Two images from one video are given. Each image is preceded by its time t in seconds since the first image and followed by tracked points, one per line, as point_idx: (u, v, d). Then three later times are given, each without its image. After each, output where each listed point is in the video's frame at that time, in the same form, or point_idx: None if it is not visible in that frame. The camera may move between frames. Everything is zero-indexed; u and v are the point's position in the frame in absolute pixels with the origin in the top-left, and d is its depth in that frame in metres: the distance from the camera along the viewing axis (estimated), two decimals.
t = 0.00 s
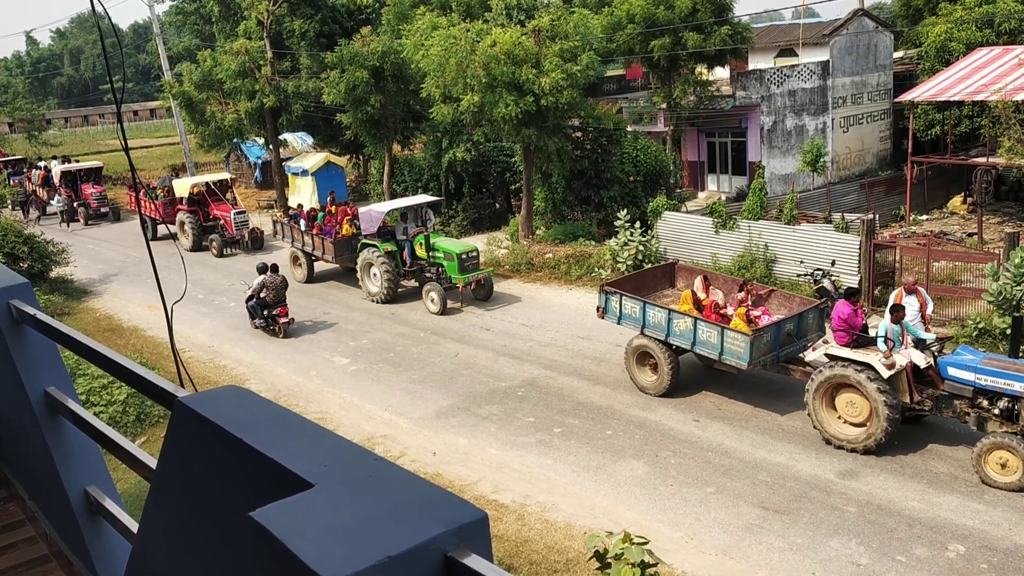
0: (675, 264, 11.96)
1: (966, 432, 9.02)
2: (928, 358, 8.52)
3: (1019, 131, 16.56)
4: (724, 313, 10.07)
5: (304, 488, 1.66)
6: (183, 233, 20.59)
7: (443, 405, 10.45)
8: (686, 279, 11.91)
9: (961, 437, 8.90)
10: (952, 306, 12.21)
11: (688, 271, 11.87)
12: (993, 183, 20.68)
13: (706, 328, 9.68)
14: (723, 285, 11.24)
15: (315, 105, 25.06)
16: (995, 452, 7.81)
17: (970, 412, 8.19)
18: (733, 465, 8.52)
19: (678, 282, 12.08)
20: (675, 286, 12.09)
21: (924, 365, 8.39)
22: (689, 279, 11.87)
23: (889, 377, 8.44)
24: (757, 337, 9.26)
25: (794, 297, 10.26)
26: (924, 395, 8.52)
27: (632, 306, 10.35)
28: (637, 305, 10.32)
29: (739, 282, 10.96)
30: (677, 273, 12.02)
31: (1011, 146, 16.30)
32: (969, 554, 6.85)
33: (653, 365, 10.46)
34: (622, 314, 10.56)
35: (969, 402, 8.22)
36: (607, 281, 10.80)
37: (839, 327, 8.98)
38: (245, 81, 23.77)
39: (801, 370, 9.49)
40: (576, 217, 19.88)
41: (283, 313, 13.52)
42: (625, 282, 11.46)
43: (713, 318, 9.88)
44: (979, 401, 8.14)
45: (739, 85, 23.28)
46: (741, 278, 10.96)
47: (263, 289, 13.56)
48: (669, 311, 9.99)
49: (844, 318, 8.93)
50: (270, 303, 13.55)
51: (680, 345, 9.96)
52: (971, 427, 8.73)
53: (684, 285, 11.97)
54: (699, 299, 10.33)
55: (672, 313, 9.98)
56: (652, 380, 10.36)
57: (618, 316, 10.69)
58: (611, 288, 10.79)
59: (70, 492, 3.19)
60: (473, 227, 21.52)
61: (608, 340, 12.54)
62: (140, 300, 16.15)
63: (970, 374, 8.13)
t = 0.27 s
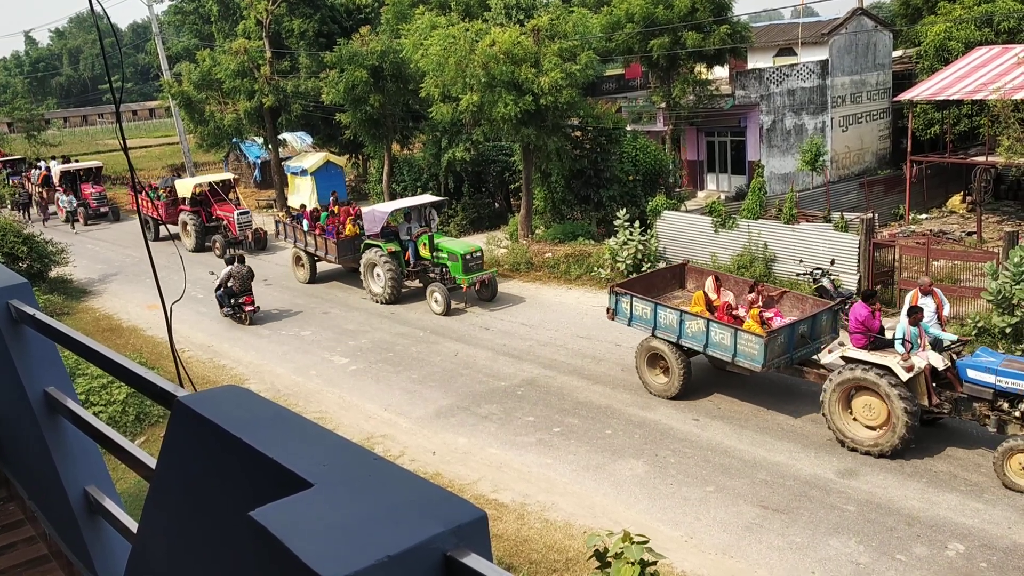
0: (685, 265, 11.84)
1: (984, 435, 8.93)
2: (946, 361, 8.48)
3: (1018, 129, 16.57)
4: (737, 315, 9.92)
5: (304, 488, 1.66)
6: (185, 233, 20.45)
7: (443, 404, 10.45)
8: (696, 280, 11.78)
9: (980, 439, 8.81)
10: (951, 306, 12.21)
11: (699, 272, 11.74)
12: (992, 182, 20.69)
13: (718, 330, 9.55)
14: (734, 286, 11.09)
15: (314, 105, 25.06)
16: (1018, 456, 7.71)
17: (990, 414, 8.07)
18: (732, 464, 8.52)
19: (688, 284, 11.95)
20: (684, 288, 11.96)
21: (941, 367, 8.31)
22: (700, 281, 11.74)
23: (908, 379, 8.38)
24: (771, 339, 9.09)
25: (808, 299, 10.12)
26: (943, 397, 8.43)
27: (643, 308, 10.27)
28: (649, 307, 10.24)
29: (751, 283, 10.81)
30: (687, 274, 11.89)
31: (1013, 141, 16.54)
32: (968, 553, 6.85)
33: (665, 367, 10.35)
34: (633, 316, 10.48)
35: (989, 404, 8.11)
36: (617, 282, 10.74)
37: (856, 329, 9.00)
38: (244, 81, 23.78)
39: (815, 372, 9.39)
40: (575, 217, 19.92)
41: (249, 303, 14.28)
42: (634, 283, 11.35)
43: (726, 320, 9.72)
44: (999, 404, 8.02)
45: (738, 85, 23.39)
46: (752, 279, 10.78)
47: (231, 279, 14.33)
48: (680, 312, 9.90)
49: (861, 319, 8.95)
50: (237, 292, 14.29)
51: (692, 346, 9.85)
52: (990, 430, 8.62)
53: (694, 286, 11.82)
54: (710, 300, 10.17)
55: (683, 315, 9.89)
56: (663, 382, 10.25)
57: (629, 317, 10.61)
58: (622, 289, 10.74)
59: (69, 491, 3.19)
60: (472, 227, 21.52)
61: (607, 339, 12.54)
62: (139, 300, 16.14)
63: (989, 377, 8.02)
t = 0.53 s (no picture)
0: (695, 266, 11.73)
1: (1002, 437, 8.84)
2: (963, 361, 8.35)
3: (1017, 128, 16.58)
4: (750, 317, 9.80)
5: (303, 487, 1.67)
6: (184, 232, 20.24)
7: (442, 404, 10.45)
8: (706, 281, 11.67)
9: (998, 442, 8.72)
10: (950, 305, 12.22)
11: (708, 273, 11.63)
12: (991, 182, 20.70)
13: (731, 332, 9.41)
14: (745, 287, 10.99)
15: (313, 105, 25.06)
16: None
17: (1010, 417, 7.94)
18: (732, 463, 8.53)
19: (697, 284, 11.83)
20: (694, 288, 11.85)
21: (960, 369, 8.23)
22: (709, 282, 11.65)
23: (926, 382, 8.30)
24: (785, 341, 8.96)
25: (820, 300, 9.99)
26: (961, 400, 8.32)
27: (653, 309, 10.13)
28: (659, 308, 10.09)
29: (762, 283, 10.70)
30: (696, 275, 11.77)
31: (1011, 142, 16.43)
32: (967, 552, 6.86)
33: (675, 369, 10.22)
34: (643, 318, 10.35)
35: (1008, 407, 7.97)
36: (627, 283, 10.61)
37: (872, 331, 8.93)
38: (243, 81, 23.79)
39: (829, 374, 9.24)
40: (574, 216, 19.94)
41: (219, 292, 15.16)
42: (644, 285, 11.24)
43: (739, 322, 9.59)
44: (1018, 406, 7.88)
45: (737, 84, 23.40)
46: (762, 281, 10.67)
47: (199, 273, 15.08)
48: (692, 314, 9.74)
49: (878, 321, 8.87)
50: (207, 282, 15.05)
51: (704, 348, 9.71)
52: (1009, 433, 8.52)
53: (704, 287, 11.72)
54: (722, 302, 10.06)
55: (695, 316, 9.73)
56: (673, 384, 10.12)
57: (639, 319, 10.47)
58: (632, 291, 10.61)
59: (68, 491, 3.19)
60: (471, 226, 21.52)
61: (607, 339, 12.55)
62: (138, 300, 16.14)
63: (1009, 379, 7.85)
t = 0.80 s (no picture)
0: (704, 268, 11.60)
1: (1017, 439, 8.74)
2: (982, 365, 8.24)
3: (1016, 129, 16.58)
4: (763, 319, 9.69)
5: (302, 487, 1.66)
6: (190, 235, 20.44)
7: (441, 405, 10.45)
8: (716, 283, 11.55)
9: (1014, 445, 8.62)
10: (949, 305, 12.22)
11: (718, 275, 11.51)
12: (990, 182, 20.72)
13: (744, 334, 9.30)
14: (756, 289, 10.88)
15: (312, 105, 25.05)
16: None
17: None
18: (731, 463, 8.53)
19: (707, 286, 11.72)
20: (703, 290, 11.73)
21: (977, 372, 8.11)
22: (720, 284, 11.52)
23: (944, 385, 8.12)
24: (799, 344, 8.88)
25: (833, 303, 9.94)
26: (979, 403, 8.20)
27: (663, 311, 10.01)
28: (670, 311, 9.96)
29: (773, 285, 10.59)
30: (706, 277, 11.64)
31: (1012, 140, 16.62)
32: (967, 552, 6.86)
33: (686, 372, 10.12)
34: (653, 320, 10.22)
35: None
36: (636, 285, 10.48)
37: (889, 333, 8.71)
38: (243, 81, 23.80)
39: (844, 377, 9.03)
40: (574, 216, 19.94)
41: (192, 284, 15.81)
42: (654, 287, 11.11)
43: (751, 325, 9.49)
44: None
45: (736, 84, 23.31)
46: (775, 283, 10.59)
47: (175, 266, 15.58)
48: (703, 316, 9.63)
49: (895, 323, 8.68)
50: (179, 274, 15.60)
51: (716, 351, 9.60)
52: None
53: (713, 289, 11.59)
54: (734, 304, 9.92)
55: (706, 318, 9.62)
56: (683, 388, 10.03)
57: (649, 321, 10.35)
58: (641, 293, 10.48)
59: (68, 492, 3.19)
60: (471, 227, 21.50)
61: (605, 339, 12.55)
62: (137, 301, 16.13)
63: None
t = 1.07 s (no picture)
0: (713, 271, 11.45)
1: None
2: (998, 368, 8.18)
3: (1016, 129, 16.58)
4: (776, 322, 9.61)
5: (301, 488, 1.67)
6: (193, 236, 20.35)
7: (441, 405, 10.45)
8: (726, 286, 11.40)
9: None
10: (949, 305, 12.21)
11: (728, 278, 11.36)
12: (989, 182, 20.74)
13: (756, 337, 9.24)
14: (766, 291, 10.74)
15: (312, 106, 25.05)
16: None
17: None
18: (731, 464, 8.53)
19: (716, 289, 11.58)
20: (713, 294, 11.59)
21: (995, 375, 8.05)
22: (729, 286, 11.38)
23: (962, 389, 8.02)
24: (813, 347, 8.79)
25: (845, 305, 9.84)
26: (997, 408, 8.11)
27: (674, 314, 9.92)
28: (680, 313, 9.88)
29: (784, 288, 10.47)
30: (715, 279, 11.49)
31: (1011, 143, 16.51)
32: (967, 553, 6.86)
33: (697, 375, 10.02)
34: (663, 323, 10.13)
35: None
36: (646, 287, 10.40)
37: (906, 336, 8.56)
38: (242, 82, 23.84)
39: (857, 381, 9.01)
40: (573, 217, 19.94)
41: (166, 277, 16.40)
42: (664, 289, 11.00)
43: (764, 328, 9.41)
44: None
45: (735, 85, 23.34)
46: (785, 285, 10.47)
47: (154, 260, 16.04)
48: (715, 319, 9.54)
49: (912, 327, 8.54)
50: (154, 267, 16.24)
51: (728, 354, 9.52)
52: None
53: (723, 292, 11.44)
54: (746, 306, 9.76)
55: (718, 321, 9.53)
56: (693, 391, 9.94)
57: (659, 324, 10.27)
58: (651, 295, 10.41)
59: (67, 493, 3.19)
60: (471, 227, 21.51)
61: (605, 340, 12.55)
62: (137, 302, 16.13)
63: None
